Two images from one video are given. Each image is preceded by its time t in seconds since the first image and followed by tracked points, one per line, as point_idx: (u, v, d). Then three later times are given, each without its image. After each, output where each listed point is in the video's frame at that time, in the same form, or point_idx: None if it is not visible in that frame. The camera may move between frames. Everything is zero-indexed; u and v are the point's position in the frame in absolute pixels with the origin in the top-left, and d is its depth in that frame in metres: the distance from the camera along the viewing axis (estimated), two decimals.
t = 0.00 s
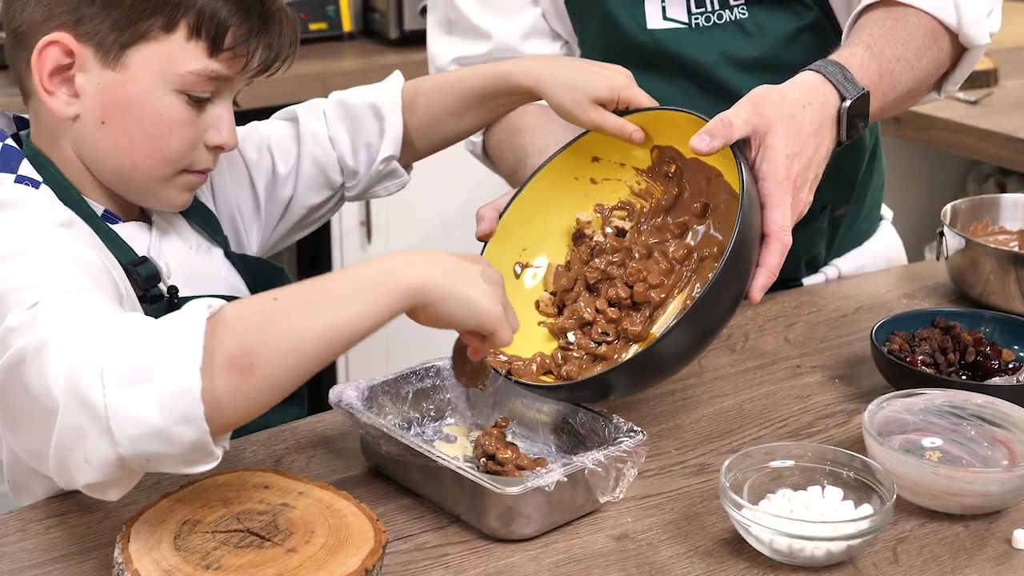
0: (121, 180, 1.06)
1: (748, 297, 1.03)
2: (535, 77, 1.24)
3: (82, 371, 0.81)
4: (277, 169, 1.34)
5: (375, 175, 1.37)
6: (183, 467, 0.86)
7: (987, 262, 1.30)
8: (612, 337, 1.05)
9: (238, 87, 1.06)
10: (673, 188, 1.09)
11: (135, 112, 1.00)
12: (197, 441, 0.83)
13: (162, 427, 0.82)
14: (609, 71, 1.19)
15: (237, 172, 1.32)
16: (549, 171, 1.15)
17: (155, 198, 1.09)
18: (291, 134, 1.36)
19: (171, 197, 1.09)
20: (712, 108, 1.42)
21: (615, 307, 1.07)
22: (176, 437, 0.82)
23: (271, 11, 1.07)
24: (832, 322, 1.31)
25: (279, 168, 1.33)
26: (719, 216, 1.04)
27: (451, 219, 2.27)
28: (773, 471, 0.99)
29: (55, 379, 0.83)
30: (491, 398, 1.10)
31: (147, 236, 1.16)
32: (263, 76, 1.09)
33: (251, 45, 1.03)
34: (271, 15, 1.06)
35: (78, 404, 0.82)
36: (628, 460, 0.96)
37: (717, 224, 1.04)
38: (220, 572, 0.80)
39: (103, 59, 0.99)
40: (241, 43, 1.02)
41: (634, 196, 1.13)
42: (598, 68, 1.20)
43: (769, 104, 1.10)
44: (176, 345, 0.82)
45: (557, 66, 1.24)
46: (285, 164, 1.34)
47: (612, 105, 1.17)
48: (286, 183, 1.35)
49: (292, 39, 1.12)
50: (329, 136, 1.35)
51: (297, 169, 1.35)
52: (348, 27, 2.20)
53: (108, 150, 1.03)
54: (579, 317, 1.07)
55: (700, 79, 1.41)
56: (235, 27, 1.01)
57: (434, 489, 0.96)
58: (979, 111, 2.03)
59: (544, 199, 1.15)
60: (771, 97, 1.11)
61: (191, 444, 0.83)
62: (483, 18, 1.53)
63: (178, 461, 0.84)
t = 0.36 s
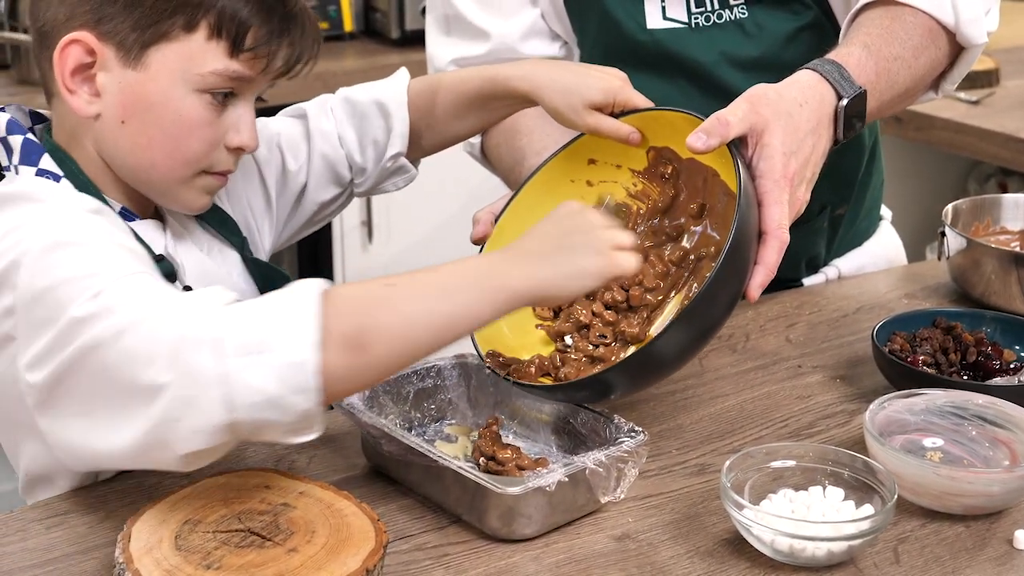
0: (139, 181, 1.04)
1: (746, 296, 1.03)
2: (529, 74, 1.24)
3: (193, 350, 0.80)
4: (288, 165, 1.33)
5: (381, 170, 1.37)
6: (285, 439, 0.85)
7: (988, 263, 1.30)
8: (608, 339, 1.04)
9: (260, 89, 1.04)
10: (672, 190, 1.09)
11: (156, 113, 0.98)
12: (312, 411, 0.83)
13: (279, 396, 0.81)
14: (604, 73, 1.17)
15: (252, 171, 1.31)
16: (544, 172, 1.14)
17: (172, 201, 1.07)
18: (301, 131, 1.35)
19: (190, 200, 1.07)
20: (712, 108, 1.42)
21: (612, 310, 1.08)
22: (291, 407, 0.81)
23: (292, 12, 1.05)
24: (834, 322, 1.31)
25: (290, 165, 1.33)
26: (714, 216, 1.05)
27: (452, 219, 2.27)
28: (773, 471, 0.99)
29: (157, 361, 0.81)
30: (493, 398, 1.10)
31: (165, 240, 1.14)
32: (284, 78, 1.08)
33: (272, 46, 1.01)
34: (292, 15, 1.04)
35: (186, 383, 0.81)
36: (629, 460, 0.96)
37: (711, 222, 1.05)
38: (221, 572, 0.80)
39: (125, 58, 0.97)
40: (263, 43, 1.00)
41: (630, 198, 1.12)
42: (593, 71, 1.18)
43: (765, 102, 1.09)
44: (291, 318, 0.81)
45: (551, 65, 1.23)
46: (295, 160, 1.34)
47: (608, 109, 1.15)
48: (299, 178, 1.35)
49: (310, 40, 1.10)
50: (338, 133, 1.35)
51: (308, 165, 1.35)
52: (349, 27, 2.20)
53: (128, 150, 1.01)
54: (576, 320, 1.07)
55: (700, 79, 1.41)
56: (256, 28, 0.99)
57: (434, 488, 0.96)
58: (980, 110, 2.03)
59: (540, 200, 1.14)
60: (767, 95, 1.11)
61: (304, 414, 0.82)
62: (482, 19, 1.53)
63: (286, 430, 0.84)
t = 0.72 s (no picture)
0: (176, 183, 1.04)
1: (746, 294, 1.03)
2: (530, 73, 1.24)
3: (285, 336, 0.85)
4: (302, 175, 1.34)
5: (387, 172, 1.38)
6: (355, 432, 0.90)
7: (992, 261, 1.30)
8: (610, 339, 1.03)
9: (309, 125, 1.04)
10: (673, 190, 1.09)
11: (204, 121, 0.99)
12: (386, 401, 0.88)
13: (364, 383, 0.86)
14: (606, 72, 1.17)
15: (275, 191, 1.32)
16: (546, 171, 1.14)
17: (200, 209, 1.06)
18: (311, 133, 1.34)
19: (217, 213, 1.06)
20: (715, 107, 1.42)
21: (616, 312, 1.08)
22: (372, 395, 0.87)
23: (362, 53, 1.06)
24: (838, 321, 1.31)
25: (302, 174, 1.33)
26: (714, 215, 1.04)
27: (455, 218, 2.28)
28: (779, 470, 0.99)
29: (244, 345, 0.85)
30: (497, 396, 1.10)
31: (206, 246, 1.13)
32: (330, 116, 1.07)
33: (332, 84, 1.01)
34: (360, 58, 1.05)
35: (273, 368, 0.85)
36: (634, 459, 0.96)
37: (714, 222, 1.04)
38: (226, 570, 0.80)
39: (188, 60, 0.98)
40: (324, 79, 1.00)
41: (631, 195, 1.12)
42: (596, 70, 1.18)
43: (764, 100, 1.09)
44: (385, 313, 0.87)
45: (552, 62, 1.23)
46: (304, 165, 1.33)
47: (609, 107, 1.15)
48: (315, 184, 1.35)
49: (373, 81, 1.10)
50: (346, 137, 1.34)
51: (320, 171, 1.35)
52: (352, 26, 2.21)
53: (170, 152, 1.01)
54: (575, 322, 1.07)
55: (703, 77, 1.41)
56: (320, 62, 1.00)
57: (438, 487, 0.96)
58: (984, 109, 2.03)
59: (540, 200, 1.15)
60: (766, 93, 1.10)
61: (381, 404, 0.88)
62: (486, 16, 1.52)
63: (361, 421, 0.89)
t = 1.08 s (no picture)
0: (177, 194, 1.04)
1: (751, 292, 1.03)
2: (533, 74, 1.24)
3: (225, 353, 0.82)
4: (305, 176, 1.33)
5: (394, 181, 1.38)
6: (300, 457, 0.86)
7: (995, 262, 1.30)
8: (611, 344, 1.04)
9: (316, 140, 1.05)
10: (678, 191, 1.09)
11: (209, 133, 0.99)
12: (330, 426, 0.84)
13: (306, 406, 0.83)
14: (610, 69, 1.16)
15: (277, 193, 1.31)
16: (548, 171, 1.14)
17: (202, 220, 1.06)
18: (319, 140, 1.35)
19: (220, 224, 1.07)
20: (718, 108, 1.42)
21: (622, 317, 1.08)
22: (314, 418, 0.83)
23: (371, 72, 1.07)
24: (842, 322, 1.31)
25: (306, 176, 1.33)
26: (719, 213, 1.04)
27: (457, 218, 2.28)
28: (783, 469, 0.99)
29: (189, 363, 0.83)
30: (501, 396, 1.10)
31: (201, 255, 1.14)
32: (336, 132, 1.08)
33: (342, 101, 1.02)
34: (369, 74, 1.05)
35: (213, 386, 0.82)
36: (637, 458, 0.96)
37: (716, 218, 1.05)
38: (230, 570, 0.80)
39: (197, 71, 0.98)
40: (333, 97, 1.01)
41: (635, 195, 1.12)
42: (599, 67, 1.17)
43: (767, 99, 1.09)
44: (330, 337, 0.83)
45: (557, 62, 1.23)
46: (311, 171, 1.33)
47: (614, 106, 1.15)
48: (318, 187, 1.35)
49: (380, 100, 1.11)
50: (354, 145, 1.35)
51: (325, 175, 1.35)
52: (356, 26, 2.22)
53: (175, 161, 1.01)
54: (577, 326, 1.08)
55: (706, 78, 1.41)
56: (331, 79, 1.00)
57: (442, 487, 0.96)
58: (986, 109, 2.03)
59: (543, 200, 1.15)
60: (770, 92, 1.10)
61: (324, 428, 0.84)
62: (487, 17, 1.53)
63: (303, 445, 0.85)
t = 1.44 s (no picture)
0: (188, 194, 1.04)
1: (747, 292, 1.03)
2: (531, 73, 1.24)
3: (173, 357, 0.81)
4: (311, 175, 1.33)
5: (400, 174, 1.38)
6: (242, 467, 0.84)
7: (992, 261, 1.30)
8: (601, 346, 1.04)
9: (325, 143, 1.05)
10: (673, 191, 1.09)
11: (220, 136, 0.98)
12: (272, 438, 0.82)
13: (247, 416, 0.81)
14: (609, 70, 1.16)
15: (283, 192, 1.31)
16: (546, 170, 1.14)
17: (209, 220, 1.07)
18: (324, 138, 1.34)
19: (226, 224, 1.07)
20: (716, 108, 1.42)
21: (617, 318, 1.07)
22: (255, 429, 0.82)
23: (381, 76, 1.06)
24: (839, 321, 1.31)
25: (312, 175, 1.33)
26: (715, 214, 1.04)
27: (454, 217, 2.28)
28: (779, 469, 0.99)
29: (136, 364, 0.81)
30: (499, 393, 1.10)
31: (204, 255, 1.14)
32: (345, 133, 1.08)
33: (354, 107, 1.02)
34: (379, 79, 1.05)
35: (159, 389, 0.81)
36: (634, 457, 0.96)
37: (713, 220, 1.04)
38: (227, 569, 0.80)
39: (209, 76, 0.98)
40: (345, 104, 1.01)
41: (632, 195, 1.12)
42: (597, 67, 1.17)
43: (763, 99, 1.09)
44: (280, 347, 0.82)
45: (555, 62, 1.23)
46: (318, 171, 1.33)
47: (610, 106, 1.14)
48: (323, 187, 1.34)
49: (389, 104, 1.11)
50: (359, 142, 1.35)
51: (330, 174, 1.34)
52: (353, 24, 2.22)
53: (186, 163, 1.01)
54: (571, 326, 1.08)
55: (704, 77, 1.41)
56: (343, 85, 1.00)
57: (439, 486, 0.96)
58: (982, 109, 2.03)
59: (542, 198, 1.15)
60: (766, 93, 1.10)
61: (266, 439, 0.82)
62: (484, 15, 1.52)
63: (245, 456, 0.83)
